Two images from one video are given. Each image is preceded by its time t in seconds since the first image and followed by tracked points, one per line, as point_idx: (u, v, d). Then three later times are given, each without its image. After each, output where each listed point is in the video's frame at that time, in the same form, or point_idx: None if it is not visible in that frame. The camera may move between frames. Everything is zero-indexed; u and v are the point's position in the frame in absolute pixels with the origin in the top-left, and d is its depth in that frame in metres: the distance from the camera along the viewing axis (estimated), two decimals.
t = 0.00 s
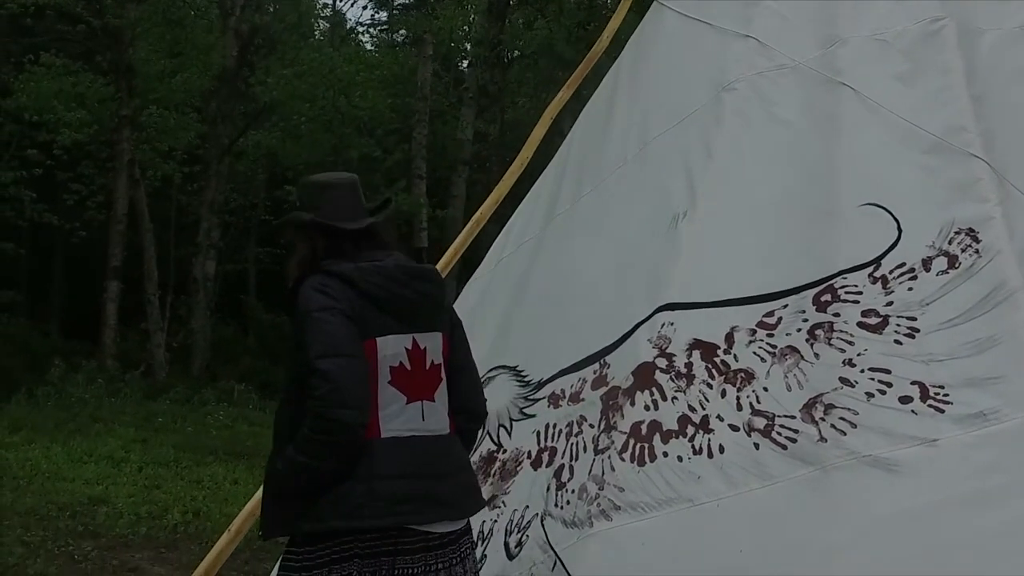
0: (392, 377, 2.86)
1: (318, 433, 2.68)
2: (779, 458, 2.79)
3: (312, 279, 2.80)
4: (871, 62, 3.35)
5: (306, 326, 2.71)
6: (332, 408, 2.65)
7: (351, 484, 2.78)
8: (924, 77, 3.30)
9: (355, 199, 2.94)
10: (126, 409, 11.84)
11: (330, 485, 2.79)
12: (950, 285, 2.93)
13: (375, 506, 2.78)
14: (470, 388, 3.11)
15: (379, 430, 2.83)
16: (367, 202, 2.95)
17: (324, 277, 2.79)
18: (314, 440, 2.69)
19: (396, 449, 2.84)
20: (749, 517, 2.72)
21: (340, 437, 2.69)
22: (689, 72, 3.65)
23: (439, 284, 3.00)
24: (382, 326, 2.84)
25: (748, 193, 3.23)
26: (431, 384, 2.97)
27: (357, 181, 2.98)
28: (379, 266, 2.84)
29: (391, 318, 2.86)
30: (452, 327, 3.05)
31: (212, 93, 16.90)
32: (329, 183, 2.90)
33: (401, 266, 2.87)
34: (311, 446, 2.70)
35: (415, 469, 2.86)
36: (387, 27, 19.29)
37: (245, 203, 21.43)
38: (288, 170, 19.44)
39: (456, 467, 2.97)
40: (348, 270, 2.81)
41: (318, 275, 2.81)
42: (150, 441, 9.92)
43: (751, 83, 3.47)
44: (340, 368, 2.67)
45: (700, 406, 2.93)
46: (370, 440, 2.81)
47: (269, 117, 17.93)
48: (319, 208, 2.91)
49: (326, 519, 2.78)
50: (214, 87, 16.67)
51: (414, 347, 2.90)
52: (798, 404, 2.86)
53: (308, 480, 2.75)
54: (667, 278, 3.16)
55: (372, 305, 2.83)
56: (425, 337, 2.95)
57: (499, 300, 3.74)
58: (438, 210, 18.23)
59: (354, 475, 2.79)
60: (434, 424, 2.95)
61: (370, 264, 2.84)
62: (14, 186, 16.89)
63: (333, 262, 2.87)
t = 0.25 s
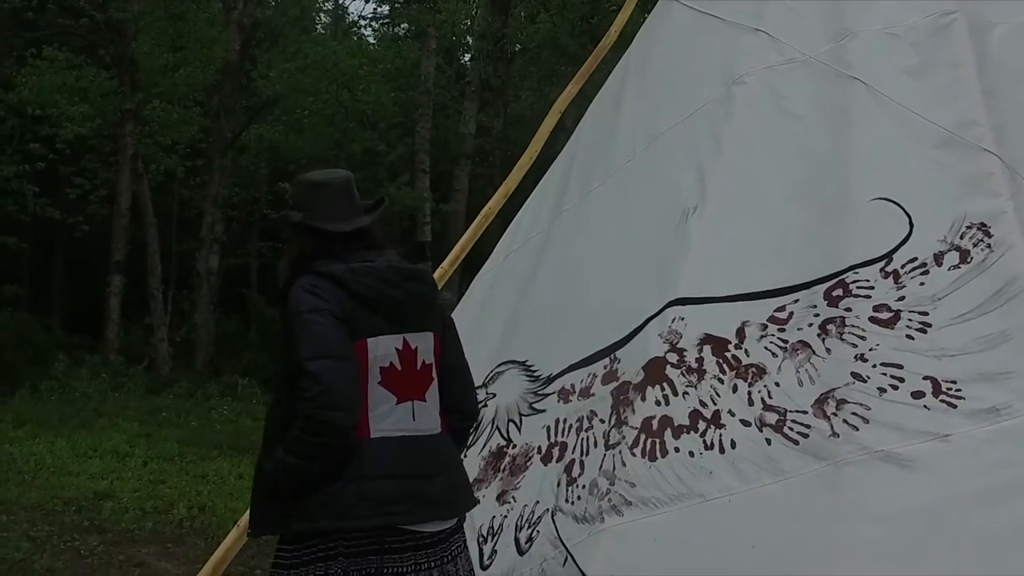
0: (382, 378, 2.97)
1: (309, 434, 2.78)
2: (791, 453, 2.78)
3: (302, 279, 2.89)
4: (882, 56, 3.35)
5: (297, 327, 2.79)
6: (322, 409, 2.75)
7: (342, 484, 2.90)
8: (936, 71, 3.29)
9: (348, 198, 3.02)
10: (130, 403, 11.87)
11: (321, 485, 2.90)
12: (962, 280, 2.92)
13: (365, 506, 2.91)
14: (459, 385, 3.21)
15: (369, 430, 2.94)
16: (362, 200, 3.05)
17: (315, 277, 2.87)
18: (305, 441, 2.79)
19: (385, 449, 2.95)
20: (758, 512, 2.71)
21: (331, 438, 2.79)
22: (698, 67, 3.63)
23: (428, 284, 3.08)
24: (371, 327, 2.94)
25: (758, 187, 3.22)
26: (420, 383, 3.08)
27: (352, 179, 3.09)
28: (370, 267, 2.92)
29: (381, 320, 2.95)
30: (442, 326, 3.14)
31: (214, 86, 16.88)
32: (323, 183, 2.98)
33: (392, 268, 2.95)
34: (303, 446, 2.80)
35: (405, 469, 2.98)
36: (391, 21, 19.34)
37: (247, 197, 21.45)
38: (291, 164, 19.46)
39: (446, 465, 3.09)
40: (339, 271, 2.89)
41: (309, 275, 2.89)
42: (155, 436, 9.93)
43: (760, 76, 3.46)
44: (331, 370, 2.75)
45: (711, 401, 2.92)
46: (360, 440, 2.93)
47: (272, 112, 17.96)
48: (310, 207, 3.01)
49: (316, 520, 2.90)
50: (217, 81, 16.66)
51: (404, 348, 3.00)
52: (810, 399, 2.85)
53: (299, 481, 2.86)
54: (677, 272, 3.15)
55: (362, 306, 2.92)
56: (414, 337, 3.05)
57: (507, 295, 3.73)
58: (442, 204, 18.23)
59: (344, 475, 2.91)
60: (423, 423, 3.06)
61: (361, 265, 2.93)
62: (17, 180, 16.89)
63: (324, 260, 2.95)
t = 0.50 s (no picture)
0: (373, 375, 2.99)
1: (301, 433, 2.80)
2: (803, 450, 2.78)
3: (293, 278, 2.91)
4: (892, 51, 3.35)
5: (290, 326, 2.81)
6: (315, 409, 2.77)
7: (332, 481, 2.92)
8: (947, 66, 3.29)
9: (342, 198, 3.05)
10: (133, 399, 11.87)
11: (311, 482, 2.92)
12: (974, 276, 2.91)
13: (355, 502, 2.93)
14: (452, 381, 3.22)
15: (360, 428, 2.96)
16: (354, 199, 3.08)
17: (307, 276, 2.89)
18: (297, 439, 2.81)
19: (375, 446, 2.97)
20: (771, 509, 2.71)
21: (323, 437, 2.81)
22: (708, 63, 3.63)
23: (419, 282, 3.11)
24: (363, 325, 2.96)
25: (769, 183, 3.22)
26: (411, 380, 3.10)
27: (347, 179, 3.12)
28: (362, 266, 2.95)
29: (372, 317, 2.97)
30: (433, 323, 3.15)
31: (217, 82, 16.89)
32: (317, 181, 3.03)
33: (384, 266, 2.98)
34: (295, 445, 2.81)
35: (396, 466, 3.00)
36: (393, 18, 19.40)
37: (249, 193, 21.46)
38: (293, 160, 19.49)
39: (436, 461, 3.10)
40: (330, 270, 2.92)
41: (301, 274, 2.91)
42: (160, 432, 9.94)
43: (771, 72, 3.46)
44: (323, 369, 2.77)
45: (722, 398, 2.91)
46: (351, 437, 2.95)
47: (276, 107, 17.99)
48: (302, 206, 3.04)
49: (307, 516, 2.92)
50: (220, 76, 16.71)
51: (395, 345, 3.02)
52: (821, 395, 2.84)
53: (290, 478, 2.88)
54: (688, 268, 3.14)
55: (353, 304, 2.94)
56: (406, 334, 3.06)
57: (516, 292, 3.73)
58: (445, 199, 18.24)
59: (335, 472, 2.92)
60: (415, 420, 3.08)
61: (353, 263, 2.96)
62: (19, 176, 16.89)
63: (315, 259, 2.98)
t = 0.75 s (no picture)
0: (367, 370, 2.97)
1: (298, 427, 2.76)
2: (815, 447, 2.77)
3: (287, 274, 2.87)
4: (903, 47, 3.36)
5: (285, 323, 2.77)
6: (312, 405, 2.73)
7: (327, 476, 2.88)
8: (958, 63, 3.30)
9: (334, 197, 3.03)
10: (137, 397, 11.84)
11: (306, 478, 2.88)
12: (986, 273, 2.91)
13: (350, 497, 2.90)
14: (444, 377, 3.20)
15: (355, 423, 2.94)
16: (346, 194, 3.07)
17: (302, 273, 2.85)
18: (293, 436, 2.77)
19: (370, 441, 2.95)
20: (784, 506, 2.70)
21: (319, 433, 2.77)
22: (719, 58, 3.63)
23: (411, 278, 3.09)
24: (357, 321, 2.93)
25: (779, 180, 3.21)
26: (404, 375, 3.07)
27: (340, 175, 3.11)
28: (356, 262, 2.93)
29: (366, 313, 2.95)
30: (426, 318, 3.13)
31: (220, 79, 16.87)
32: (309, 180, 3.01)
33: (377, 263, 2.96)
34: (291, 440, 2.78)
35: (390, 460, 2.98)
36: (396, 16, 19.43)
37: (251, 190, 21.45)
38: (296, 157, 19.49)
39: (430, 457, 3.07)
40: (324, 267, 2.89)
41: (294, 271, 2.87)
42: (165, 430, 9.91)
43: (781, 70, 3.46)
44: (320, 366, 2.74)
45: (734, 395, 2.90)
46: (346, 432, 2.93)
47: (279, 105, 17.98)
48: (294, 201, 3.02)
49: (302, 511, 2.89)
50: (224, 73, 16.71)
51: (388, 340, 2.99)
52: (833, 392, 2.84)
53: (286, 474, 2.85)
54: (697, 265, 3.13)
55: (348, 300, 2.91)
56: (399, 329, 3.04)
57: (525, 290, 3.72)
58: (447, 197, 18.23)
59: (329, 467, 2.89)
60: (408, 416, 3.06)
61: (346, 260, 2.94)
62: (22, 174, 16.88)
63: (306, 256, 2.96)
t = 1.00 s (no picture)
0: (361, 363, 2.96)
1: (291, 421, 2.76)
2: (830, 444, 2.77)
3: (280, 268, 2.87)
4: (915, 43, 3.37)
5: (278, 317, 2.78)
6: (305, 398, 2.74)
7: (321, 469, 2.88)
8: (970, 60, 3.30)
9: (327, 192, 2.99)
10: (141, 395, 11.84)
11: (299, 471, 2.88)
12: (999, 270, 2.92)
13: (344, 490, 2.89)
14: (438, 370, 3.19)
15: (349, 416, 2.93)
16: (343, 189, 3.03)
17: (294, 266, 2.86)
18: (287, 429, 2.78)
19: (365, 434, 2.94)
20: (801, 503, 2.69)
21: (311, 426, 2.77)
22: (730, 55, 3.63)
23: (406, 273, 3.06)
24: (351, 315, 2.93)
25: (792, 176, 3.21)
26: (399, 367, 3.06)
27: (336, 169, 3.07)
28: (348, 257, 2.92)
29: (360, 307, 2.94)
30: (420, 311, 3.11)
31: (225, 77, 16.87)
32: (300, 176, 2.98)
33: (369, 257, 2.94)
34: (284, 433, 2.78)
35: (384, 453, 2.97)
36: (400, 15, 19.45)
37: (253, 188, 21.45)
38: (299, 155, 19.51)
39: (424, 449, 3.07)
40: (317, 261, 2.88)
41: (287, 265, 2.87)
42: (171, 428, 9.91)
43: (793, 66, 3.45)
44: (312, 359, 2.75)
45: (748, 392, 2.90)
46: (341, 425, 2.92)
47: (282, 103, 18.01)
48: (287, 195, 2.99)
49: (296, 504, 2.88)
50: (228, 71, 16.73)
51: (381, 333, 2.98)
52: (848, 389, 2.83)
53: (280, 467, 2.84)
54: (710, 261, 3.12)
55: (342, 294, 2.91)
56: (393, 323, 3.03)
57: (535, 288, 3.71)
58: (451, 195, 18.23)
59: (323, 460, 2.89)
60: (403, 409, 3.04)
61: (339, 254, 2.92)
62: (25, 171, 16.86)
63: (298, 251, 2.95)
